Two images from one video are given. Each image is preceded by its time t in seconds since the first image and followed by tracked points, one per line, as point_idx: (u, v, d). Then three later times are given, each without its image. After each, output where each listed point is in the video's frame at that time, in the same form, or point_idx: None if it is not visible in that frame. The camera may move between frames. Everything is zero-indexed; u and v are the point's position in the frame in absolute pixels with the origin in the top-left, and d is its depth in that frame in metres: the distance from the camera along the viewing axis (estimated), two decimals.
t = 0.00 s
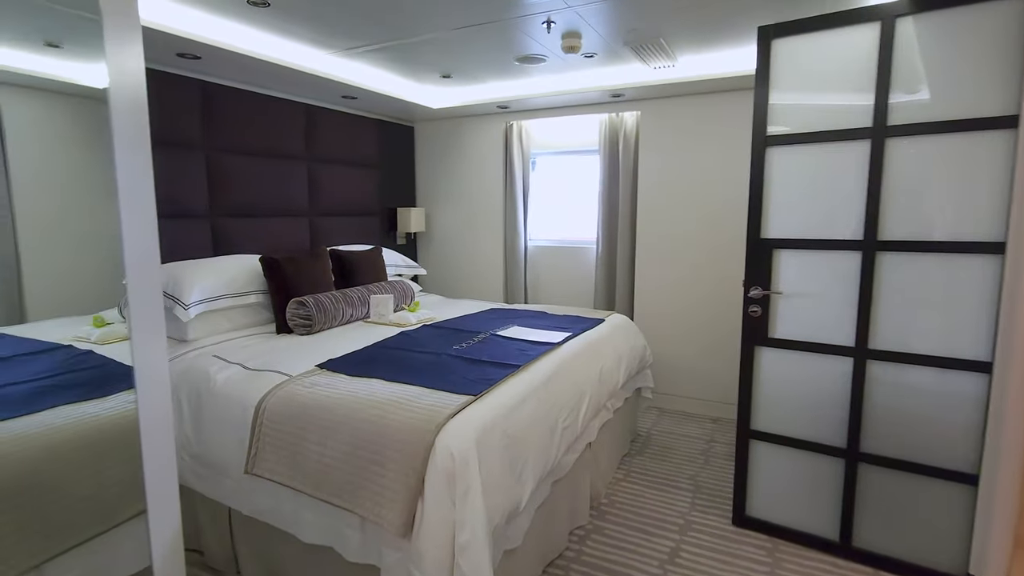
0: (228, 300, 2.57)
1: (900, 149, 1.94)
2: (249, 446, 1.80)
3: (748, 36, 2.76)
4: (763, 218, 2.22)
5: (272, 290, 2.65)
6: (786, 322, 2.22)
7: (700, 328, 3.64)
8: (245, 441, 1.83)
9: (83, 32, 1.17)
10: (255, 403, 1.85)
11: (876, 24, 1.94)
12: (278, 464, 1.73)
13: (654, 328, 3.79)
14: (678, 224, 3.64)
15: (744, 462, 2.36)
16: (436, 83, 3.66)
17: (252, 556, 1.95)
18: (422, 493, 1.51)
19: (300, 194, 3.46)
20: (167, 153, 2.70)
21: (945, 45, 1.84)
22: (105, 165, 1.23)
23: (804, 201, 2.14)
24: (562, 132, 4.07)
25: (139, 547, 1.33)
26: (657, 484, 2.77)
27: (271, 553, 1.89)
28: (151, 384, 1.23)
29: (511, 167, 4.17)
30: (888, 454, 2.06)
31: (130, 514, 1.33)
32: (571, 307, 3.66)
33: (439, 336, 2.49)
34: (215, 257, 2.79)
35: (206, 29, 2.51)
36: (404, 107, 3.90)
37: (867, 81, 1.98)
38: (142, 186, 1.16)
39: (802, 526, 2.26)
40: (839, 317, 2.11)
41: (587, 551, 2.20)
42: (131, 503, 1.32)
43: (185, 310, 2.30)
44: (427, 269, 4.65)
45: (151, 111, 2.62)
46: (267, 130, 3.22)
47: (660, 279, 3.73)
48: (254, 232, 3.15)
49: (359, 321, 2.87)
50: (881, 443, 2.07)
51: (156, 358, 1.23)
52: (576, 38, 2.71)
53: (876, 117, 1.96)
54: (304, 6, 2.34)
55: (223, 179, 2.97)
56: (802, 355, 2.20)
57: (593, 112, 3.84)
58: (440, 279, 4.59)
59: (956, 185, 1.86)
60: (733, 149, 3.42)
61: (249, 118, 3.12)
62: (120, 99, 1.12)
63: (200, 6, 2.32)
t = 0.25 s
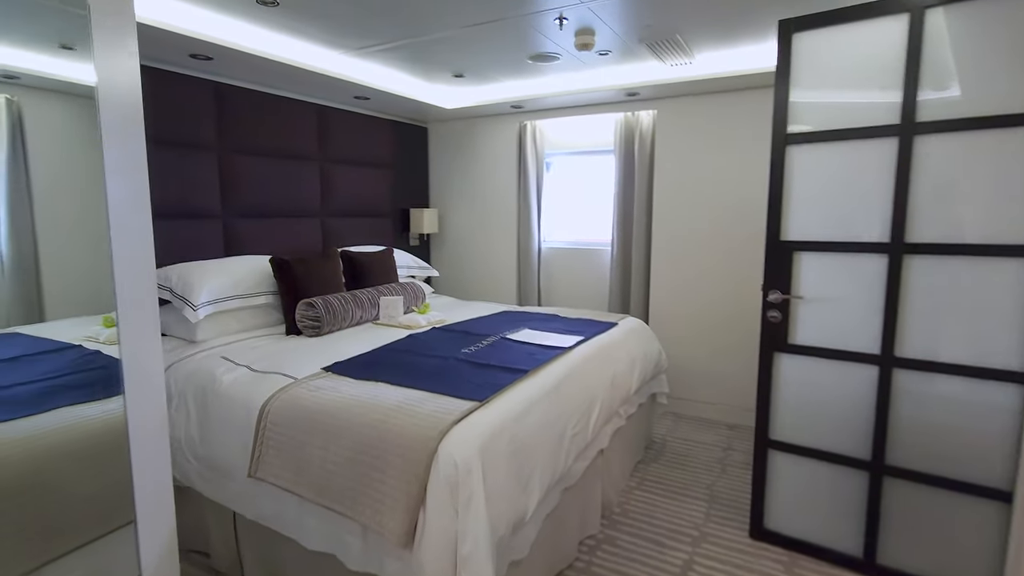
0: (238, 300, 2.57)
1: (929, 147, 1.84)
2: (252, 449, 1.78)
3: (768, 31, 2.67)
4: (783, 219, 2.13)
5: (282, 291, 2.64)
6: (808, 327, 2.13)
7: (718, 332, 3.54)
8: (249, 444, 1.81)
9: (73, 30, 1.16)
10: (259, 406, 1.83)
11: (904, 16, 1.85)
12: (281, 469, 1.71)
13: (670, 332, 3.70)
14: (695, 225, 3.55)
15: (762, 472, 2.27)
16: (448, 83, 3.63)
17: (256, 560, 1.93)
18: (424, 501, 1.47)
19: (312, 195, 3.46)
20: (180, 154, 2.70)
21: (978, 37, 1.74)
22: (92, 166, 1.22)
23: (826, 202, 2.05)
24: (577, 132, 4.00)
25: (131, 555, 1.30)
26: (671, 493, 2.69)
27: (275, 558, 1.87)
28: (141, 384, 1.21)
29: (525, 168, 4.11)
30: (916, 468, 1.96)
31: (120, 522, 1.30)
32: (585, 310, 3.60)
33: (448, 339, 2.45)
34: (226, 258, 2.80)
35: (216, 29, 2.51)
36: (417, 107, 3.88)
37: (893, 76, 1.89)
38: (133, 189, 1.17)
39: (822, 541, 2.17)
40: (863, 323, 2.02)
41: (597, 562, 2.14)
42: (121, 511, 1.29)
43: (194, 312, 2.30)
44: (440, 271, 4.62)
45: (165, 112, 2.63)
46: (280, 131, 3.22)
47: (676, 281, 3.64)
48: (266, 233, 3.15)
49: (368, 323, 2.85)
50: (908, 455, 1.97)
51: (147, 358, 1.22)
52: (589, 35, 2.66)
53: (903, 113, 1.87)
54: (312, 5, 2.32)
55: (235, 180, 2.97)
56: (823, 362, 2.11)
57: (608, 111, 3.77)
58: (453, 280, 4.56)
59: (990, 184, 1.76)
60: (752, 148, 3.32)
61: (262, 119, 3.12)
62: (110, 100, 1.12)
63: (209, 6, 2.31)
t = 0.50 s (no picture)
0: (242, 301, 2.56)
1: (954, 147, 1.76)
2: (251, 453, 1.75)
3: (785, 28, 2.60)
4: (799, 221, 2.05)
5: (287, 292, 2.62)
6: (824, 334, 2.05)
7: (731, 337, 3.46)
8: (247, 448, 1.78)
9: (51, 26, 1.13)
10: (258, 409, 1.81)
11: (928, 10, 1.76)
12: (278, 474, 1.68)
13: (682, 336, 3.62)
14: (708, 228, 3.46)
15: (775, 484, 2.19)
16: (458, 83, 3.60)
17: (255, 566, 1.90)
18: (421, 511, 1.42)
19: (321, 196, 3.45)
20: (188, 155, 2.70)
21: (1008, 31, 1.65)
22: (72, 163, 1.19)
23: (844, 204, 1.97)
24: (588, 133, 3.94)
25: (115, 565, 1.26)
26: (681, 503, 2.62)
27: (274, 564, 1.84)
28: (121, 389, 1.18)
29: (535, 169, 4.07)
30: (938, 483, 1.87)
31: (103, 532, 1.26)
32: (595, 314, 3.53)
33: (453, 342, 2.41)
34: (233, 259, 2.79)
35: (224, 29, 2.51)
36: (427, 108, 3.85)
37: (917, 73, 1.81)
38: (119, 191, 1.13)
39: (838, 556, 2.09)
40: (882, 331, 1.93)
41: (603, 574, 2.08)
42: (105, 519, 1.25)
43: (197, 312, 2.29)
44: (450, 273, 4.59)
45: (173, 113, 2.63)
46: (288, 132, 3.21)
47: (689, 285, 3.56)
48: (274, 234, 3.14)
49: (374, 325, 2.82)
50: (930, 470, 1.88)
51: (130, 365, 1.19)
52: (600, 32, 2.60)
53: (927, 112, 1.78)
54: (318, 4, 2.30)
55: (243, 181, 2.97)
56: (840, 371, 2.03)
57: (620, 112, 3.71)
58: (463, 282, 4.53)
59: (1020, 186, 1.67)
60: (768, 149, 3.24)
61: (270, 120, 3.11)
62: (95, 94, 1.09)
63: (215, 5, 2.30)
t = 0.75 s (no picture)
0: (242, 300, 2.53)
1: (975, 143, 1.68)
2: (245, 456, 1.72)
3: (797, 20, 2.51)
4: (812, 221, 1.98)
5: (288, 291, 2.59)
6: (837, 338, 1.98)
7: (741, 339, 3.38)
8: (242, 451, 1.75)
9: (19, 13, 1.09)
10: (253, 411, 1.77)
11: None
12: (272, 478, 1.64)
13: (691, 337, 3.55)
14: (718, 226, 3.39)
15: (785, 491, 2.12)
16: (463, 80, 3.56)
17: (251, 570, 1.87)
18: (415, 519, 1.38)
19: (325, 193, 3.42)
20: (190, 153, 2.68)
21: None
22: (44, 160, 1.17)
23: (857, 202, 1.90)
24: (595, 129, 3.88)
25: None
26: (688, 508, 2.55)
27: (269, 569, 1.81)
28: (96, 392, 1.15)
29: (542, 166, 4.01)
30: (956, 493, 1.79)
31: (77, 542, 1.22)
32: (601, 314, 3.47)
33: (455, 343, 2.37)
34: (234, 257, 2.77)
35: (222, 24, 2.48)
36: (432, 105, 3.81)
37: (936, 65, 1.73)
38: (94, 186, 1.11)
39: (851, 567, 2.01)
40: (898, 335, 1.86)
41: None
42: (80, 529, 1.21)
43: (196, 311, 2.27)
44: (455, 271, 4.55)
45: (174, 110, 2.61)
46: (291, 129, 3.19)
47: (697, 285, 3.49)
48: (276, 232, 3.12)
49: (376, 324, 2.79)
50: (948, 480, 1.80)
51: (107, 365, 1.16)
52: (606, 26, 2.54)
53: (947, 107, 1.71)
54: None
55: (245, 179, 2.95)
56: (853, 376, 1.95)
57: (628, 108, 3.64)
58: (468, 281, 4.48)
59: None
60: (780, 145, 3.15)
61: (273, 117, 3.08)
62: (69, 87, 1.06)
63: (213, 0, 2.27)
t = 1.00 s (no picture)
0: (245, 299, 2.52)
1: (996, 139, 1.61)
2: (243, 456, 1.70)
3: (810, 13, 2.45)
4: (824, 219, 1.92)
5: (291, 290, 2.58)
6: (849, 340, 1.92)
7: (750, 339, 3.32)
8: (240, 451, 1.73)
9: None
10: (251, 412, 1.75)
11: None
12: (270, 480, 1.62)
13: (699, 338, 3.49)
14: (727, 225, 3.32)
15: (794, 497, 2.07)
16: (468, 76, 3.52)
17: (250, 571, 1.86)
18: (411, 524, 1.35)
19: (330, 191, 3.40)
20: (193, 150, 2.67)
21: None
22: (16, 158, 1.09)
23: (871, 201, 1.84)
24: (603, 126, 3.83)
25: None
26: (694, 512, 2.50)
27: (267, 571, 1.79)
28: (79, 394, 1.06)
29: (549, 164, 3.96)
30: (974, 502, 1.73)
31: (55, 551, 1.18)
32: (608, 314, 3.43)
33: (458, 343, 2.34)
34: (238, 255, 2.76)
35: (225, 21, 2.47)
36: (438, 102, 3.78)
37: (955, 59, 1.66)
38: (76, 187, 1.04)
39: None
40: (912, 338, 1.80)
41: None
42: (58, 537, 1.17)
43: (198, 309, 2.26)
44: (461, 270, 4.52)
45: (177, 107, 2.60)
46: (296, 126, 3.17)
47: (706, 285, 3.43)
48: (280, 230, 3.11)
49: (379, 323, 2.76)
50: (965, 488, 1.74)
51: (88, 364, 1.07)
52: (613, 20, 2.48)
53: (967, 101, 1.64)
54: None
55: (249, 177, 2.93)
56: (866, 380, 1.89)
57: (636, 105, 3.58)
58: (475, 279, 4.45)
59: None
60: (792, 142, 3.08)
61: (277, 114, 3.07)
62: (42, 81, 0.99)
63: None
